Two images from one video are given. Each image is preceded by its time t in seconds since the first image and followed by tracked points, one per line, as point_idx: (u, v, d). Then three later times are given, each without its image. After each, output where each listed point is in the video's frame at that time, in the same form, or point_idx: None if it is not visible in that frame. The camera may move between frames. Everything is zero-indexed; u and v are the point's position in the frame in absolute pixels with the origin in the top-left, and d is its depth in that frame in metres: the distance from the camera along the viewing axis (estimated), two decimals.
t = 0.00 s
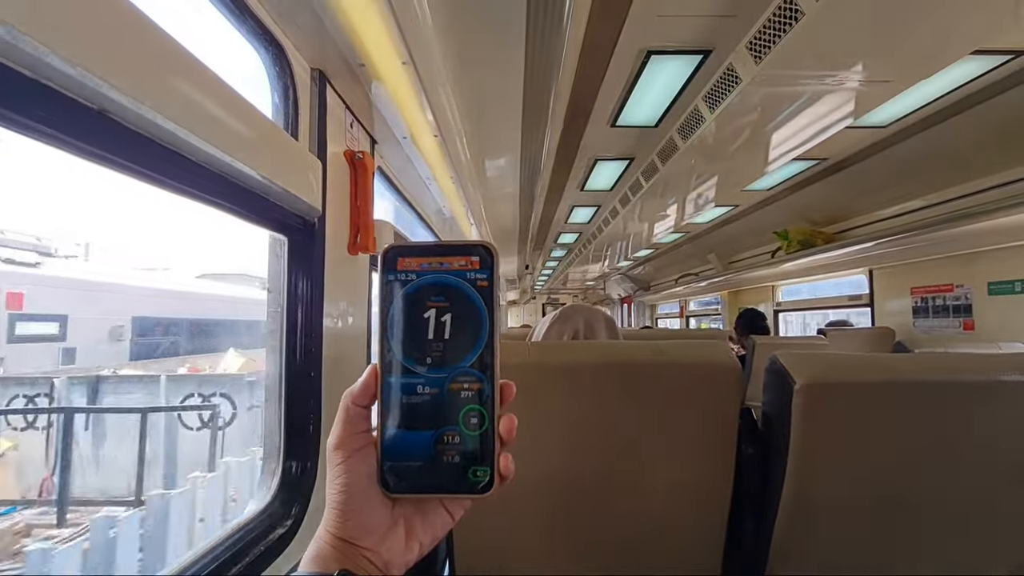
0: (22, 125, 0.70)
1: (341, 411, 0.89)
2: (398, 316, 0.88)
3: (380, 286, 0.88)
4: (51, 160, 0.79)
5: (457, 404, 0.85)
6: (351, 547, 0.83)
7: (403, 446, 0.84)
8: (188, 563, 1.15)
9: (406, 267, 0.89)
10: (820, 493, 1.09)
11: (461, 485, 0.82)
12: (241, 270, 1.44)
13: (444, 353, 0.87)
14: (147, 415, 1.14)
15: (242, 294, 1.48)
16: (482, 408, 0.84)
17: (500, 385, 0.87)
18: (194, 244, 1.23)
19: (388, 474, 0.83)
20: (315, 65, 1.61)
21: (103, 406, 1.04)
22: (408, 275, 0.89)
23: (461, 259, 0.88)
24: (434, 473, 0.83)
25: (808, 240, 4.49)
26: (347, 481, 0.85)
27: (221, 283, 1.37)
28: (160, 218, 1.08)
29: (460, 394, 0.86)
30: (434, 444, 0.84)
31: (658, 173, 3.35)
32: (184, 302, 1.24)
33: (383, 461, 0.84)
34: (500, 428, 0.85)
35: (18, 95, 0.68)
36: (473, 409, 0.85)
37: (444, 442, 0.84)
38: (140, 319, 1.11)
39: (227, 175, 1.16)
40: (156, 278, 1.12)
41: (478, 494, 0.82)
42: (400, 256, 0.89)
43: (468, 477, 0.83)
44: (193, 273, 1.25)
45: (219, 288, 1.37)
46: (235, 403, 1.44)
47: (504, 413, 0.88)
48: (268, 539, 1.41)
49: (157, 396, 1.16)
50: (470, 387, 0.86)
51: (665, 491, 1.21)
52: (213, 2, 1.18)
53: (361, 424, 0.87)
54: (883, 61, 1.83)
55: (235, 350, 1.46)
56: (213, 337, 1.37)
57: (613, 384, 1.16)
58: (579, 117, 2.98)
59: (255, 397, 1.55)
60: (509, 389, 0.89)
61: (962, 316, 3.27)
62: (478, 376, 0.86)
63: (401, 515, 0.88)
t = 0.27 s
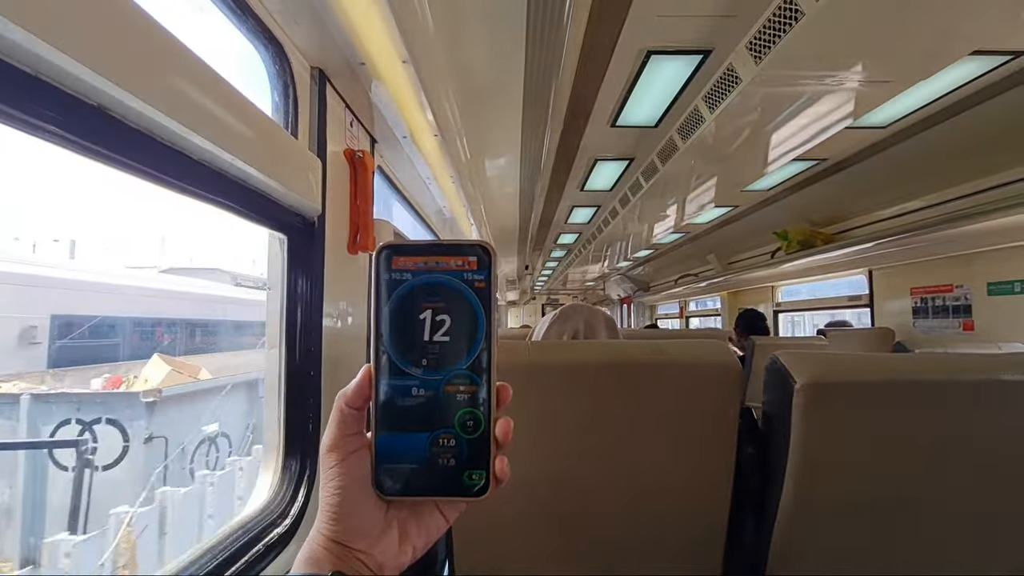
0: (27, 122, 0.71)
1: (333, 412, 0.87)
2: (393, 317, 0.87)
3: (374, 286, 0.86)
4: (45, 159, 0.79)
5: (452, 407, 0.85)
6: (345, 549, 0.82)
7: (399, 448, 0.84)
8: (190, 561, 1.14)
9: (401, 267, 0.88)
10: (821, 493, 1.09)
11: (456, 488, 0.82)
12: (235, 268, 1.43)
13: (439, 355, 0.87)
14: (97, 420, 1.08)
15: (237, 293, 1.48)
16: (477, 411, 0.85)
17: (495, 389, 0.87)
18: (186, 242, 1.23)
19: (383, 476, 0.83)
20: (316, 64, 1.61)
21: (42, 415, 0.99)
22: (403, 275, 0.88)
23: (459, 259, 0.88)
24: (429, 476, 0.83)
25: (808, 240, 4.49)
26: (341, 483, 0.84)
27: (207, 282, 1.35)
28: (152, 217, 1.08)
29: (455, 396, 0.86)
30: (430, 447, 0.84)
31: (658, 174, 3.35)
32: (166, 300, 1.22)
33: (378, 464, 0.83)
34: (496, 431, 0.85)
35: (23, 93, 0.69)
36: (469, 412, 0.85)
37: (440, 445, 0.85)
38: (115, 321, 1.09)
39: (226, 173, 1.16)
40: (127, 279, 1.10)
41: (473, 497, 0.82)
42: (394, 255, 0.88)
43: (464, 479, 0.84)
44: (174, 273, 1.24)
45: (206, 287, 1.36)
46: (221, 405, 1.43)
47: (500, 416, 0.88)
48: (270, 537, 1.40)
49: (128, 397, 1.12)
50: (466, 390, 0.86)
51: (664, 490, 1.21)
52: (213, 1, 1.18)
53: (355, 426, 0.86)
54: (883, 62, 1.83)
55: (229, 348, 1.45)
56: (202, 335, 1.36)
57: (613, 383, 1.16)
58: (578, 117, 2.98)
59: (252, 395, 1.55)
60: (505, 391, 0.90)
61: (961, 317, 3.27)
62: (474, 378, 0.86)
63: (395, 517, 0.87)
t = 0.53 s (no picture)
0: (25, 118, 0.71)
1: (331, 415, 0.87)
2: (392, 321, 0.86)
3: (372, 290, 0.86)
4: (39, 154, 0.79)
5: (451, 411, 0.85)
6: (341, 552, 0.82)
7: (398, 452, 0.84)
8: (188, 562, 1.14)
9: (400, 270, 0.88)
10: (821, 494, 1.09)
11: (454, 492, 0.82)
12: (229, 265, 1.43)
13: (438, 360, 0.86)
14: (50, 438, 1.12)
15: (235, 293, 1.47)
16: (475, 416, 0.85)
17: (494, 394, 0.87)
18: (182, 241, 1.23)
19: (381, 479, 0.83)
20: (316, 64, 1.61)
21: (9, 428, 1.01)
22: (401, 279, 0.87)
23: (458, 263, 0.88)
24: (427, 480, 0.83)
25: (808, 240, 4.49)
26: (339, 486, 0.84)
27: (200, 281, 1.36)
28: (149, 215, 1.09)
29: (454, 400, 0.86)
30: (429, 451, 0.84)
31: (658, 174, 3.35)
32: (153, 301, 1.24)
33: (376, 467, 0.83)
34: (494, 435, 0.85)
35: (22, 90, 0.68)
36: (467, 417, 0.85)
37: (439, 449, 0.85)
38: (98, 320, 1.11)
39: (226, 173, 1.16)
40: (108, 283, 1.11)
41: (472, 501, 0.82)
42: (394, 259, 0.88)
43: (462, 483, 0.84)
44: (161, 270, 1.25)
45: (198, 286, 1.36)
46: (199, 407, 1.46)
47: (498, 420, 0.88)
48: (269, 536, 1.40)
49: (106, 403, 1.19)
50: (464, 394, 0.86)
51: (665, 491, 1.21)
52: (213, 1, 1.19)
53: (353, 430, 0.86)
54: (883, 62, 1.83)
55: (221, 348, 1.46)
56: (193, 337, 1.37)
57: (613, 384, 1.16)
58: (578, 117, 2.98)
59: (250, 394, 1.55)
60: (502, 395, 0.90)
61: (961, 317, 3.27)
62: (473, 382, 0.86)
63: (393, 520, 0.87)
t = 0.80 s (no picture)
0: (25, 117, 0.71)
1: (329, 413, 0.86)
2: (390, 319, 0.86)
3: (370, 288, 0.86)
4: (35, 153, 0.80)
5: (449, 410, 0.85)
6: (339, 551, 0.81)
7: (396, 451, 0.84)
8: (187, 561, 1.14)
9: (397, 269, 0.88)
10: (821, 493, 1.09)
11: (452, 490, 0.82)
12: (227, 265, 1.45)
13: (436, 359, 0.87)
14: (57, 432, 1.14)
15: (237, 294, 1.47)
16: (474, 414, 0.85)
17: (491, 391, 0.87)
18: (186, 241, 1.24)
19: (379, 478, 0.83)
20: (316, 63, 1.61)
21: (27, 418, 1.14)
22: (399, 277, 0.87)
23: (456, 262, 0.88)
24: (425, 479, 0.83)
25: (808, 240, 4.50)
26: (338, 485, 0.83)
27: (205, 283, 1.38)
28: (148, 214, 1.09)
29: (452, 398, 0.86)
30: (426, 449, 0.84)
31: (658, 173, 3.35)
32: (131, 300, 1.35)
33: (375, 465, 0.83)
34: (492, 433, 0.84)
35: (24, 91, 0.69)
36: (465, 415, 0.85)
37: (436, 447, 0.85)
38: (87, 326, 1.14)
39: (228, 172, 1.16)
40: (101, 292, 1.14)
41: (470, 498, 0.83)
42: (392, 257, 0.88)
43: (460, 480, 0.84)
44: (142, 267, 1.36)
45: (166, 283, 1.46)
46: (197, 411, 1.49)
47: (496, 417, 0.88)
48: (270, 534, 1.41)
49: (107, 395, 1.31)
50: (462, 393, 0.86)
51: (664, 491, 1.22)
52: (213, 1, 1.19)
53: (351, 428, 0.85)
54: (882, 61, 1.83)
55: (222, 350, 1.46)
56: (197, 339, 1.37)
57: (613, 383, 1.16)
58: (578, 117, 2.98)
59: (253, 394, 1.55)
60: (500, 394, 0.90)
61: (961, 317, 3.28)
62: (470, 381, 0.86)
63: (391, 519, 0.87)
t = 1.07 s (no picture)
0: (26, 114, 0.72)
1: (331, 411, 0.86)
2: (393, 317, 0.86)
3: (371, 286, 0.86)
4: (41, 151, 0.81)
5: (451, 407, 0.86)
6: (340, 547, 0.83)
7: (398, 448, 0.84)
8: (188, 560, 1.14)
9: (399, 267, 0.88)
10: (821, 491, 1.09)
11: (453, 486, 0.83)
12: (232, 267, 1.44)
13: (438, 356, 0.87)
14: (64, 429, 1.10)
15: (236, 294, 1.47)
16: (477, 411, 0.86)
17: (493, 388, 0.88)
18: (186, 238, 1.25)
19: (381, 476, 0.83)
20: (316, 62, 1.61)
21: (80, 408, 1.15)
22: (401, 275, 0.88)
23: (457, 260, 0.88)
24: (426, 475, 0.83)
25: (807, 241, 4.52)
26: (340, 482, 0.84)
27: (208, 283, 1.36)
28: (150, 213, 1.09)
29: (454, 396, 0.86)
30: (428, 446, 0.85)
31: (658, 174, 3.36)
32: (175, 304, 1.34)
33: (376, 463, 0.83)
34: (493, 431, 0.86)
35: (26, 88, 0.70)
36: (467, 412, 0.86)
37: (438, 444, 0.85)
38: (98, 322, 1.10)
39: (230, 171, 1.17)
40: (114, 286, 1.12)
41: (472, 494, 0.83)
42: (393, 255, 0.88)
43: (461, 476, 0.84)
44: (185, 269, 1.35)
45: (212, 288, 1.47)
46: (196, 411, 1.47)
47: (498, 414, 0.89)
48: (271, 532, 1.41)
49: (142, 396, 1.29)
50: (464, 390, 0.86)
51: (665, 489, 1.22)
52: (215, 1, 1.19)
53: (352, 426, 0.85)
54: (882, 62, 1.84)
55: (216, 350, 1.46)
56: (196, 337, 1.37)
57: (614, 381, 1.16)
58: (578, 117, 2.98)
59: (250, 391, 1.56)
60: (501, 390, 0.90)
61: (960, 317, 3.29)
62: (472, 378, 0.87)
63: (392, 516, 0.88)
